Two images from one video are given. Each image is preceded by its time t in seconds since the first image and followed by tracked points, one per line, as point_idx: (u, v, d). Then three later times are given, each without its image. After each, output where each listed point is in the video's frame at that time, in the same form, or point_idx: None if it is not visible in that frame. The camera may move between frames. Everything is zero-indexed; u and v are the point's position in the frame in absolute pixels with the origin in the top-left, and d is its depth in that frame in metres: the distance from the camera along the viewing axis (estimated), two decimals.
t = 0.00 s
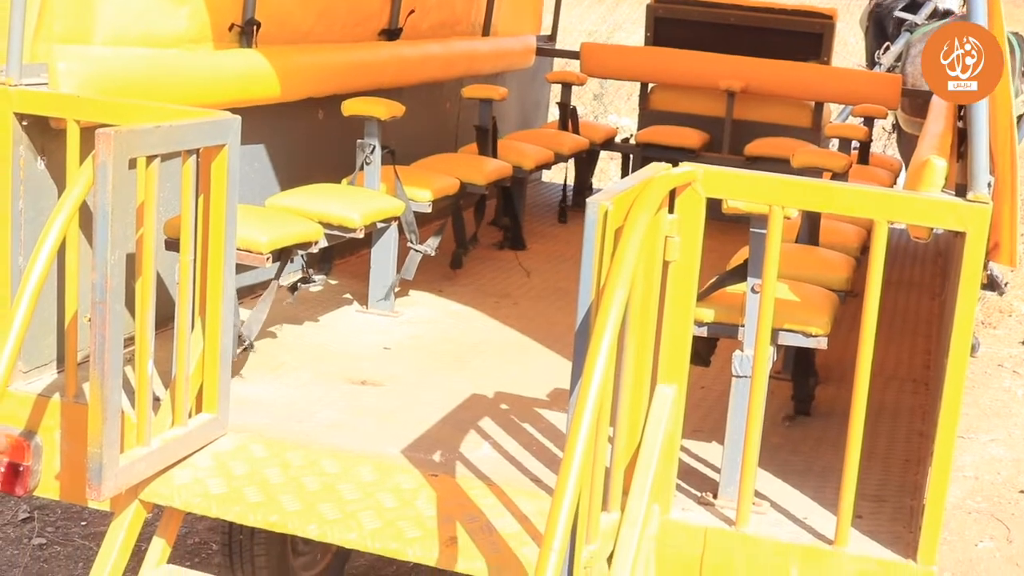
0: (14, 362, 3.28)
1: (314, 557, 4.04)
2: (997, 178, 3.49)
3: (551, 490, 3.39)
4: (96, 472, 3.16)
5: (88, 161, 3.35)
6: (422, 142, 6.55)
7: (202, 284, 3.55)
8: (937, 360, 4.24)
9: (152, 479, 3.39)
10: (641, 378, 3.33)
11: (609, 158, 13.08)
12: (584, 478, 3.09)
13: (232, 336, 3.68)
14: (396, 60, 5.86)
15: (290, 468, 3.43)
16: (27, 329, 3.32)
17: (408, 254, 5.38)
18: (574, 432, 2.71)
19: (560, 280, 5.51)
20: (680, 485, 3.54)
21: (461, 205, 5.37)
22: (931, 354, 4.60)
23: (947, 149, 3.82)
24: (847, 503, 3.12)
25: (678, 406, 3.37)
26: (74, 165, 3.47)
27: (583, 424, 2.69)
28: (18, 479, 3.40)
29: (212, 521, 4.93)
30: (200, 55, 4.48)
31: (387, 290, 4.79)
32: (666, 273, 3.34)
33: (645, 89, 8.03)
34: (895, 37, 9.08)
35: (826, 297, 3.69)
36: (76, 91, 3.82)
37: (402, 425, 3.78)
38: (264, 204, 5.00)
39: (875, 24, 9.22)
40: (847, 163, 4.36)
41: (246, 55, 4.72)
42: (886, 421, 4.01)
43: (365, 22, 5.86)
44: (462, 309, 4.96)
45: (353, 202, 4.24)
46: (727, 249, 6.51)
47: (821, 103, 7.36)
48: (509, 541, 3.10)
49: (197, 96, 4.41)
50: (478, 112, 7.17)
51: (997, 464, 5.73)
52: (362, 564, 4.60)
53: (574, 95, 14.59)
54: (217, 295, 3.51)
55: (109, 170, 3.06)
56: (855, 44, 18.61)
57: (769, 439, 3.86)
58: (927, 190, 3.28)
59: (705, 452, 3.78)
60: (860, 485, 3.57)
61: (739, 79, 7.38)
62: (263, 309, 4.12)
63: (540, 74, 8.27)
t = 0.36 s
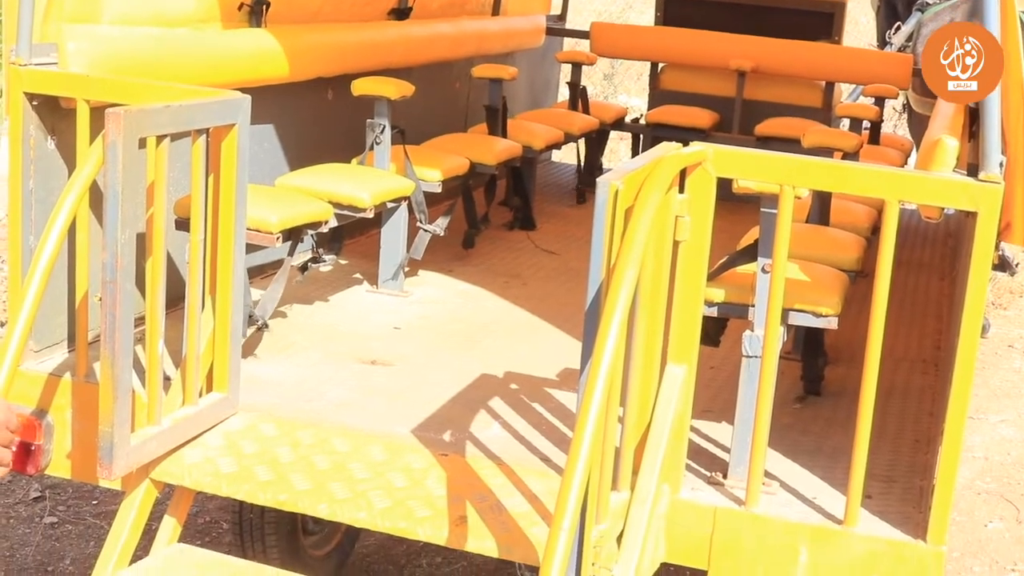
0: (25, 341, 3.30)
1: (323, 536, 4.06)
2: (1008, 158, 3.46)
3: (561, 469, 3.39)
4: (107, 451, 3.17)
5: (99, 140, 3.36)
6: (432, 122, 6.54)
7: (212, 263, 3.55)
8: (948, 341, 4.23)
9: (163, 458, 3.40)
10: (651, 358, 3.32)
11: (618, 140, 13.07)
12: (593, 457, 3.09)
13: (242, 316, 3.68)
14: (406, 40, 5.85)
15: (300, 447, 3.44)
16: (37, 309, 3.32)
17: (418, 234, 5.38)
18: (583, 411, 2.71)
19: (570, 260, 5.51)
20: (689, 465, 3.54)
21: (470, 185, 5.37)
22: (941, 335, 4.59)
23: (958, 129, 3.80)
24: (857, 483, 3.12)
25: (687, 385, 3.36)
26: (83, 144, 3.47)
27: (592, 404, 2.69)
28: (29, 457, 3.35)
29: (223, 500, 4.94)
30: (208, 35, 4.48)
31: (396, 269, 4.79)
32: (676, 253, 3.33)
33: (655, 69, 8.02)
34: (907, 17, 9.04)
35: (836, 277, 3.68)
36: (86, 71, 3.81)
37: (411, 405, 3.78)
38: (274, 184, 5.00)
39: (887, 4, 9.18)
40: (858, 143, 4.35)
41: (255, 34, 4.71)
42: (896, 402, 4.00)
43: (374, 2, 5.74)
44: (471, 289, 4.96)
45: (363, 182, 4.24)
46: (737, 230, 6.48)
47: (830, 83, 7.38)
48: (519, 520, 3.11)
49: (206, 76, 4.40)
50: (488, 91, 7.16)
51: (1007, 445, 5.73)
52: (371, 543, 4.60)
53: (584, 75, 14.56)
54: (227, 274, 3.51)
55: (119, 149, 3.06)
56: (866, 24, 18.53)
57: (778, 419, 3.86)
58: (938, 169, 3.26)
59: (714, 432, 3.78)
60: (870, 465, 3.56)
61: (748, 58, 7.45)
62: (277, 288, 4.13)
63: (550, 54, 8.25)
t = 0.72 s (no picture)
0: (35, 320, 3.31)
1: (332, 514, 4.08)
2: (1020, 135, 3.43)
3: (569, 448, 3.40)
4: (117, 429, 3.18)
5: (107, 119, 3.36)
6: (441, 100, 6.53)
7: (221, 243, 3.55)
8: (958, 319, 4.22)
9: (172, 436, 3.41)
10: (659, 337, 3.32)
11: (627, 119, 13.08)
12: (603, 436, 3.09)
13: (250, 295, 3.68)
14: (415, 18, 5.83)
15: (309, 426, 3.45)
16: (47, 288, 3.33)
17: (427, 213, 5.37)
18: (592, 390, 2.70)
19: (579, 239, 5.50)
20: (698, 443, 3.54)
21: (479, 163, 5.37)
22: (951, 314, 4.58)
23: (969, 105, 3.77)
24: (866, 463, 3.12)
25: (697, 364, 3.36)
26: (92, 122, 3.47)
27: (601, 383, 2.68)
28: (39, 435, 3.35)
29: (233, 478, 4.95)
30: (216, 13, 4.47)
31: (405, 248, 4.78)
32: (685, 232, 3.32)
33: (665, 47, 7.99)
34: None
35: (846, 256, 3.67)
36: (95, 49, 3.80)
37: (420, 383, 3.78)
38: (282, 162, 5.00)
39: None
40: (868, 120, 4.34)
41: (263, 13, 4.70)
42: (906, 381, 3.99)
43: None
44: (480, 268, 4.96)
45: (371, 160, 4.23)
46: (746, 209, 6.47)
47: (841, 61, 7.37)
48: (528, 498, 3.11)
49: (214, 54, 4.40)
50: (497, 70, 7.14)
51: (1017, 424, 5.73)
52: (381, 521, 4.61)
53: (593, 54, 14.52)
54: (236, 254, 3.51)
55: (127, 127, 3.06)
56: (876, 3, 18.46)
57: (788, 398, 3.86)
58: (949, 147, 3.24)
59: (723, 410, 3.78)
60: (879, 444, 3.56)
61: (759, 37, 7.44)
62: (285, 266, 4.13)
63: (559, 32, 8.23)
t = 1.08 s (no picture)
0: (43, 299, 3.33)
1: (339, 494, 4.10)
2: None
3: (576, 427, 3.40)
4: (125, 408, 3.19)
5: (114, 97, 3.36)
6: (448, 79, 6.52)
7: (228, 223, 3.55)
8: (966, 299, 4.21)
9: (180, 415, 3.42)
10: (666, 316, 3.32)
11: (635, 98, 13.08)
12: (610, 415, 3.10)
13: (258, 274, 3.68)
14: None
15: (317, 405, 3.45)
16: (54, 267, 3.34)
17: (434, 192, 5.37)
18: (599, 369, 2.70)
19: (587, 218, 5.50)
20: (705, 423, 3.54)
21: (486, 143, 5.38)
22: (959, 294, 4.57)
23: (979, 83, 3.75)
24: (872, 443, 3.12)
25: (704, 343, 3.35)
26: (99, 101, 3.47)
27: (608, 362, 2.68)
28: (48, 414, 3.36)
29: (241, 458, 4.96)
30: None
31: (412, 227, 4.78)
32: (692, 211, 3.32)
33: (673, 26, 7.98)
34: None
35: (853, 235, 3.66)
36: (101, 28, 3.76)
37: (428, 362, 3.79)
38: (289, 141, 5.00)
39: None
40: (877, 98, 4.34)
41: None
42: (913, 360, 3.99)
43: None
44: (487, 247, 4.95)
45: (378, 140, 4.23)
46: (754, 188, 6.46)
47: (849, 39, 7.38)
48: (535, 477, 3.12)
49: (220, 32, 4.39)
50: (505, 49, 7.12)
51: None
52: (388, 500, 4.62)
53: (601, 34, 14.50)
54: (243, 233, 3.51)
55: (134, 106, 3.05)
56: None
57: (795, 377, 3.86)
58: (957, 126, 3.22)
59: (730, 389, 3.78)
60: (886, 423, 3.56)
61: (768, 15, 7.42)
62: (293, 245, 4.14)
63: (566, 11, 8.21)
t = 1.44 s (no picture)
0: (58, 279, 3.31)
1: (354, 475, 4.11)
2: None
3: (591, 408, 3.40)
4: (141, 388, 3.19)
5: (129, 78, 3.36)
6: (463, 61, 6.52)
7: (244, 204, 3.55)
8: (982, 281, 4.20)
9: (195, 396, 3.42)
10: (681, 297, 3.31)
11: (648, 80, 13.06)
12: (625, 396, 3.09)
13: (273, 254, 3.68)
14: None
15: (331, 385, 3.46)
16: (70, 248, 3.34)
17: (448, 174, 5.37)
18: (614, 350, 2.69)
19: (601, 201, 5.49)
20: (719, 404, 3.53)
21: (500, 125, 5.39)
22: (974, 277, 4.55)
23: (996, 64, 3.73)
24: (887, 425, 3.10)
25: (719, 324, 3.34)
26: (114, 83, 3.47)
27: (624, 343, 2.67)
28: (63, 393, 3.37)
29: (255, 439, 4.98)
30: None
31: (426, 208, 4.78)
32: (708, 193, 3.31)
33: (688, 8, 7.96)
34: None
35: (869, 217, 3.65)
36: (116, 9, 3.77)
37: (442, 343, 3.79)
38: (303, 122, 5.00)
39: None
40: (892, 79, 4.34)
41: None
42: (928, 343, 3.98)
43: None
44: (501, 229, 4.95)
45: (393, 121, 4.24)
46: (768, 171, 6.45)
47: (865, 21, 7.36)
48: (550, 459, 3.12)
49: (235, 13, 4.38)
50: (519, 30, 7.11)
51: None
52: (402, 481, 4.63)
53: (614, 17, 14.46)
54: (258, 214, 3.50)
55: (150, 86, 3.05)
56: None
57: (809, 359, 3.85)
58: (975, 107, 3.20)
59: (745, 371, 3.77)
60: (901, 405, 3.55)
61: None
62: (307, 226, 4.15)
63: None
